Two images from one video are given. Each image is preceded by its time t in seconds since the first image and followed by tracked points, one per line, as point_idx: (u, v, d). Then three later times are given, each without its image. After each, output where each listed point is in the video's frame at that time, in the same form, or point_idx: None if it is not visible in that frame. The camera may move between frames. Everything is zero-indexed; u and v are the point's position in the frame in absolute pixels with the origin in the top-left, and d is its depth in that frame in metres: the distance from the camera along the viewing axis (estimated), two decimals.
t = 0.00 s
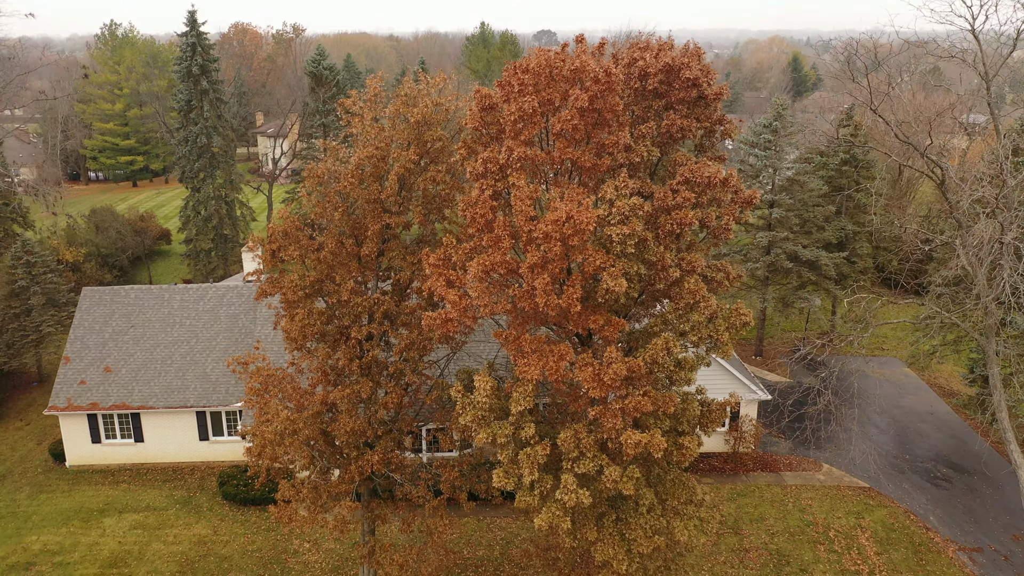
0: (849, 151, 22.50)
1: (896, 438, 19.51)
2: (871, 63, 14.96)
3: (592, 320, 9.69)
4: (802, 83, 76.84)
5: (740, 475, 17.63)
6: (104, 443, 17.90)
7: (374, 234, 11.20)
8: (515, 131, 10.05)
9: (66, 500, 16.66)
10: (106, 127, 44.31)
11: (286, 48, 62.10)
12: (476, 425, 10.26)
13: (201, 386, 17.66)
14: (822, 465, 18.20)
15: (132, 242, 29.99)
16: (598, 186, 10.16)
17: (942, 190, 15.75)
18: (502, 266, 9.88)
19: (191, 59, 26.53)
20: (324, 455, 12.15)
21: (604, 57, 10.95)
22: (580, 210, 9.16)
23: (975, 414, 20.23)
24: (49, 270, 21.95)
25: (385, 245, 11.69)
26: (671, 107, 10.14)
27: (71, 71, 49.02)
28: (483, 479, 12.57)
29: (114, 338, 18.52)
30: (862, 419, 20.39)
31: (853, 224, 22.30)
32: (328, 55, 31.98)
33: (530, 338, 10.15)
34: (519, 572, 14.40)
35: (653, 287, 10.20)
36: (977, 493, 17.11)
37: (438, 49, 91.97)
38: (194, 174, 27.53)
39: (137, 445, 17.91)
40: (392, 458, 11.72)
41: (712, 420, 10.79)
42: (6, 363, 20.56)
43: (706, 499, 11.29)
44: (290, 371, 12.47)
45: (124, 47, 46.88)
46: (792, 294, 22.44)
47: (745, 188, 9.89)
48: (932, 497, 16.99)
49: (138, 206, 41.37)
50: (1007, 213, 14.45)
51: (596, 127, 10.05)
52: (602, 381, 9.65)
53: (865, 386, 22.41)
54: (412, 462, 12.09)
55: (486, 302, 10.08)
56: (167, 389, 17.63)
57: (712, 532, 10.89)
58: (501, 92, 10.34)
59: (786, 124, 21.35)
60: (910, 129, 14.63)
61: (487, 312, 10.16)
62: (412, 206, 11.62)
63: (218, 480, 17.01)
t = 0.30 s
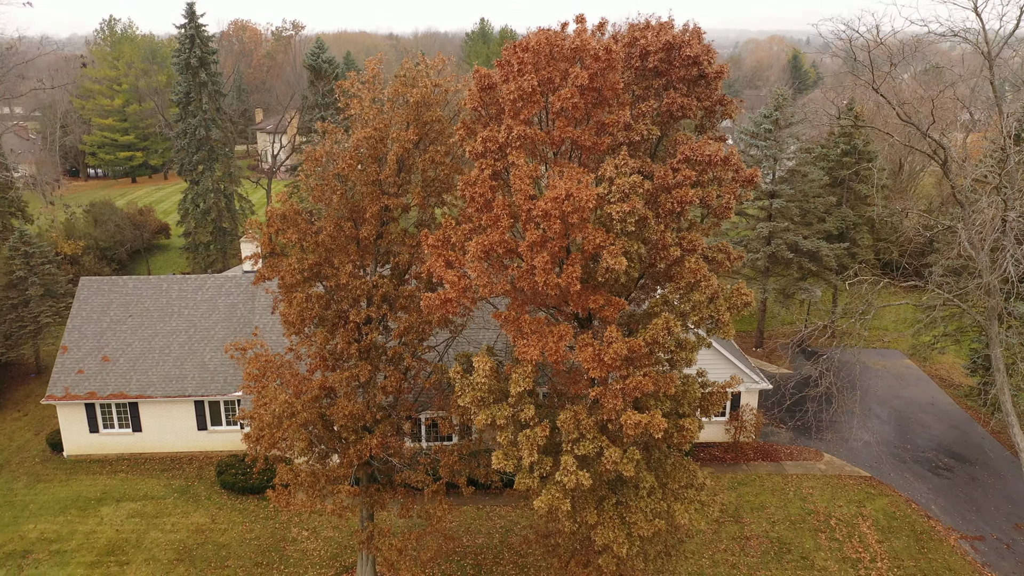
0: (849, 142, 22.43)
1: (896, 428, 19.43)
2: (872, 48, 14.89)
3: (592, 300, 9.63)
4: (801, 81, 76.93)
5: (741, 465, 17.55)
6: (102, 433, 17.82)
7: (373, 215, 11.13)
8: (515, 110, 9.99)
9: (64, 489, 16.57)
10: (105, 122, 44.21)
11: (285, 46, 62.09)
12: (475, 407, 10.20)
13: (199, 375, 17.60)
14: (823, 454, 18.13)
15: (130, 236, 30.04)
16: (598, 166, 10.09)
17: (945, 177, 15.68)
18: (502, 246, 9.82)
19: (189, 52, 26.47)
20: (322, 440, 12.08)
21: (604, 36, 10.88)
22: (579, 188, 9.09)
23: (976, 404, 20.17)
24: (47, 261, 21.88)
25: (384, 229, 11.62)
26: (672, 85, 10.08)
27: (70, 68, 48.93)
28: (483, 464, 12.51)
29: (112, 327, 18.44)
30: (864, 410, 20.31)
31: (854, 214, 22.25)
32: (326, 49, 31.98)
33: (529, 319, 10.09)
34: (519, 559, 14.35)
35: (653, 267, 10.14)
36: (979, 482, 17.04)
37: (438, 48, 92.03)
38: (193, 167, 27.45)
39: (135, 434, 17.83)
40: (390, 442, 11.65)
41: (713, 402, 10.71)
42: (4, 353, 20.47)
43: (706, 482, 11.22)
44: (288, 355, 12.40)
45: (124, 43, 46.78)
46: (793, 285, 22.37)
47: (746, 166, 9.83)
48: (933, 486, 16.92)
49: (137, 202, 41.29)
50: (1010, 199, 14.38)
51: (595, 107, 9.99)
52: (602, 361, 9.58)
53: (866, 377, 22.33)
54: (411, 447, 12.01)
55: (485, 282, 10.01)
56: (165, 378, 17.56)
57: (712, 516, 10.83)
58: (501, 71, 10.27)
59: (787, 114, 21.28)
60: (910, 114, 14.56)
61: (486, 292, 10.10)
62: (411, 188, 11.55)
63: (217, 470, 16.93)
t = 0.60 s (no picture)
0: (850, 138, 22.40)
1: (898, 423, 19.33)
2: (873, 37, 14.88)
3: (591, 282, 9.54)
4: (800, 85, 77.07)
5: (742, 459, 17.42)
6: (98, 427, 17.69)
7: (371, 200, 11.05)
8: (514, 91, 9.93)
9: (60, 483, 16.45)
10: (104, 123, 44.11)
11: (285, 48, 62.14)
12: (474, 391, 10.11)
13: (197, 368, 17.51)
14: (824, 448, 18.01)
15: (129, 234, 30.14)
16: (598, 148, 10.03)
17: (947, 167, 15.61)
18: (501, 228, 9.75)
19: (188, 48, 26.43)
20: (320, 428, 11.97)
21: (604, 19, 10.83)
22: (579, 167, 9.02)
23: (978, 400, 20.07)
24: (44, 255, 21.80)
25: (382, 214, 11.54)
26: (673, 67, 10.02)
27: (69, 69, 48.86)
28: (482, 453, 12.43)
29: (109, 321, 18.36)
30: (865, 405, 20.20)
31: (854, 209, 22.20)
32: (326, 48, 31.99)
33: (528, 302, 10.00)
34: (518, 551, 14.25)
35: (654, 249, 10.08)
36: (981, 476, 16.93)
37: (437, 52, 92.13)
38: (191, 164, 27.40)
39: (133, 428, 17.71)
40: (388, 430, 11.54)
41: (714, 388, 10.61)
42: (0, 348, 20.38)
43: (707, 469, 11.13)
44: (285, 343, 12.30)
45: (123, 44, 46.76)
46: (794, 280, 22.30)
47: (747, 147, 9.75)
48: (936, 480, 16.81)
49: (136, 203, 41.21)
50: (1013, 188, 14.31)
51: (595, 89, 9.94)
52: (603, 343, 9.49)
53: (867, 373, 22.23)
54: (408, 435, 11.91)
55: (484, 264, 9.94)
56: (162, 371, 17.47)
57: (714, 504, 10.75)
58: (500, 53, 10.21)
59: (787, 108, 21.23)
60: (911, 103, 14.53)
61: (485, 275, 10.02)
62: (410, 173, 11.48)
63: (214, 463, 16.81)
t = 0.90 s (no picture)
0: (850, 129, 22.35)
1: (900, 413, 19.23)
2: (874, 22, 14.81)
3: (591, 259, 9.45)
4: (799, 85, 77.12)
5: (743, 448, 17.31)
6: (96, 417, 17.59)
7: (370, 180, 10.97)
8: (514, 68, 9.85)
9: (58, 472, 16.36)
10: (104, 120, 44.02)
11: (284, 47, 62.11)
12: (473, 370, 10.03)
13: (195, 357, 17.44)
14: (825, 438, 17.92)
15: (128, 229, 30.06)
16: (598, 125, 9.96)
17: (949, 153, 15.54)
18: (501, 205, 9.68)
19: (188, 41, 26.37)
20: (318, 411, 11.87)
21: None
22: (579, 142, 8.94)
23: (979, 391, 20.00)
24: (42, 247, 21.71)
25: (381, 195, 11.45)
26: (674, 44, 9.94)
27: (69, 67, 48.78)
28: (482, 437, 12.36)
29: (107, 310, 18.29)
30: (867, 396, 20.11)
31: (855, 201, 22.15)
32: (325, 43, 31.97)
33: (528, 280, 9.92)
34: (518, 538, 14.20)
35: (656, 227, 10.01)
36: (984, 465, 16.85)
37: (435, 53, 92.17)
38: (190, 158, 27.33)
39: (130, 418, 17.62)
40: (387, 412, 11.45)
41: (714, 368, 10.53)
42: None
43: (707, 451, 11.06)
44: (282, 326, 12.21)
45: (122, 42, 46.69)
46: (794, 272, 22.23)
47: (749, 123, 9.67)
48: (938, 469, 16.72)
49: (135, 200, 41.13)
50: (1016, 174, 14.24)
51: (596, 66, 9.87)
52: (604, 321, 9.40)
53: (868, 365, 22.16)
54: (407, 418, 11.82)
55: (484, 242, 9.86)
56: (160, 360, 17.38)
57: (715, 486, 10.68)
58: (500, 30, 10.14)
59: (787, 99, 21.18)
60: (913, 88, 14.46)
61: (485, 253, 9.94)
62: (409, 154, 11.40)
63: (212, 452, 16.72)
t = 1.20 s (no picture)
0: (852, 117, 22.26)
1: (902, 401, 19.15)
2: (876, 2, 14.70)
3: (592, 231, 9.35)
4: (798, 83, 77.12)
5: (744, 434, 17.22)
6: (93, 403, 17.50)
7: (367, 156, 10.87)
8: (514, 40, 9.73)
9: (55, 457, 16.26)
10: (102, 114, 43.86)
11: (284, 43, 62.01)
12: (472, 346, 9.94)
13: (193, 343, 17.34)
14: (827, 425, 17.83)
15: (126, 220, 29.95)
16: (598, 98, 9.87)
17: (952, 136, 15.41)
18: (500, 179, 9.58)
19: (187, 31, 26.31)
20: (316, 390, 11.78)
21: None
22: (580, 112, 8.83)
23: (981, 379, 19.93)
24: (39, 235, 21.60)
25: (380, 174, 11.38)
26: (675, 16, 9.83)
27: (67, 61, 48.59)
28: (481, 417, 12.28)
29: (105, 297, 18.20)
30: (869, 384, 20.01)
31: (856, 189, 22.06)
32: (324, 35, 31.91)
33: (527, 255, 9.82)
34: (518, 522, 14.15)
35: (657, 200, 9.92)
36: (986, 451, 16.78)
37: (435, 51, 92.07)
38: (189, 148, 27.23)
39: (128, 404, 17.52)
40: (386, 391, 11.36)
41: (717, 345, 10.43)
42: None
43: (708, 429, 10.97)
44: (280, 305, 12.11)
45: (121, 36, 46.53)
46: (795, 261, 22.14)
47: (751, 95, 9.57)
48: (940, 455, 16.64)
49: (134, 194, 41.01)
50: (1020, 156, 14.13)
51: (596, 38, 9.77)
52: (605, 294, 9.30)
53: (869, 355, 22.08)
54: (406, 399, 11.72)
55: (483, 216, 9.75)
56: (158, 346, 17.28)
57: (717, 464, 10.61)
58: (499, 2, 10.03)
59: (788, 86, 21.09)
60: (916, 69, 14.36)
61: (484, 227, 9.83)
62: (408, 131, 11.29)
63: (210, 438, 16.64)
